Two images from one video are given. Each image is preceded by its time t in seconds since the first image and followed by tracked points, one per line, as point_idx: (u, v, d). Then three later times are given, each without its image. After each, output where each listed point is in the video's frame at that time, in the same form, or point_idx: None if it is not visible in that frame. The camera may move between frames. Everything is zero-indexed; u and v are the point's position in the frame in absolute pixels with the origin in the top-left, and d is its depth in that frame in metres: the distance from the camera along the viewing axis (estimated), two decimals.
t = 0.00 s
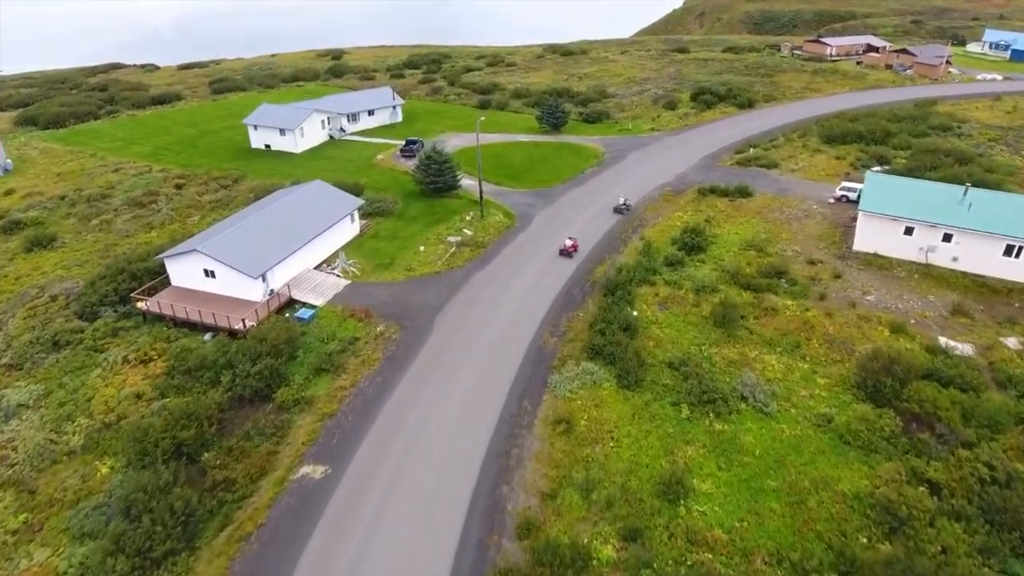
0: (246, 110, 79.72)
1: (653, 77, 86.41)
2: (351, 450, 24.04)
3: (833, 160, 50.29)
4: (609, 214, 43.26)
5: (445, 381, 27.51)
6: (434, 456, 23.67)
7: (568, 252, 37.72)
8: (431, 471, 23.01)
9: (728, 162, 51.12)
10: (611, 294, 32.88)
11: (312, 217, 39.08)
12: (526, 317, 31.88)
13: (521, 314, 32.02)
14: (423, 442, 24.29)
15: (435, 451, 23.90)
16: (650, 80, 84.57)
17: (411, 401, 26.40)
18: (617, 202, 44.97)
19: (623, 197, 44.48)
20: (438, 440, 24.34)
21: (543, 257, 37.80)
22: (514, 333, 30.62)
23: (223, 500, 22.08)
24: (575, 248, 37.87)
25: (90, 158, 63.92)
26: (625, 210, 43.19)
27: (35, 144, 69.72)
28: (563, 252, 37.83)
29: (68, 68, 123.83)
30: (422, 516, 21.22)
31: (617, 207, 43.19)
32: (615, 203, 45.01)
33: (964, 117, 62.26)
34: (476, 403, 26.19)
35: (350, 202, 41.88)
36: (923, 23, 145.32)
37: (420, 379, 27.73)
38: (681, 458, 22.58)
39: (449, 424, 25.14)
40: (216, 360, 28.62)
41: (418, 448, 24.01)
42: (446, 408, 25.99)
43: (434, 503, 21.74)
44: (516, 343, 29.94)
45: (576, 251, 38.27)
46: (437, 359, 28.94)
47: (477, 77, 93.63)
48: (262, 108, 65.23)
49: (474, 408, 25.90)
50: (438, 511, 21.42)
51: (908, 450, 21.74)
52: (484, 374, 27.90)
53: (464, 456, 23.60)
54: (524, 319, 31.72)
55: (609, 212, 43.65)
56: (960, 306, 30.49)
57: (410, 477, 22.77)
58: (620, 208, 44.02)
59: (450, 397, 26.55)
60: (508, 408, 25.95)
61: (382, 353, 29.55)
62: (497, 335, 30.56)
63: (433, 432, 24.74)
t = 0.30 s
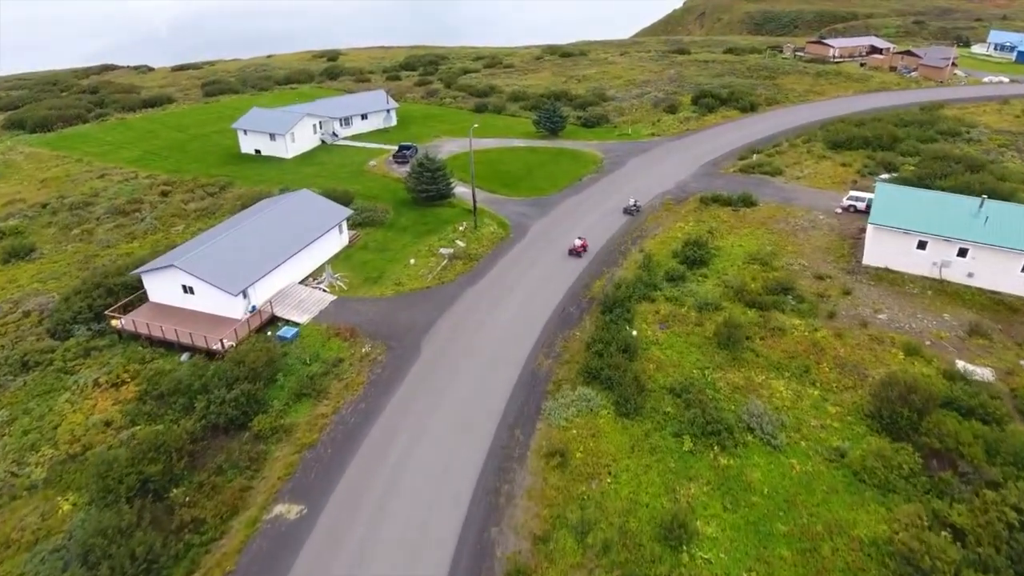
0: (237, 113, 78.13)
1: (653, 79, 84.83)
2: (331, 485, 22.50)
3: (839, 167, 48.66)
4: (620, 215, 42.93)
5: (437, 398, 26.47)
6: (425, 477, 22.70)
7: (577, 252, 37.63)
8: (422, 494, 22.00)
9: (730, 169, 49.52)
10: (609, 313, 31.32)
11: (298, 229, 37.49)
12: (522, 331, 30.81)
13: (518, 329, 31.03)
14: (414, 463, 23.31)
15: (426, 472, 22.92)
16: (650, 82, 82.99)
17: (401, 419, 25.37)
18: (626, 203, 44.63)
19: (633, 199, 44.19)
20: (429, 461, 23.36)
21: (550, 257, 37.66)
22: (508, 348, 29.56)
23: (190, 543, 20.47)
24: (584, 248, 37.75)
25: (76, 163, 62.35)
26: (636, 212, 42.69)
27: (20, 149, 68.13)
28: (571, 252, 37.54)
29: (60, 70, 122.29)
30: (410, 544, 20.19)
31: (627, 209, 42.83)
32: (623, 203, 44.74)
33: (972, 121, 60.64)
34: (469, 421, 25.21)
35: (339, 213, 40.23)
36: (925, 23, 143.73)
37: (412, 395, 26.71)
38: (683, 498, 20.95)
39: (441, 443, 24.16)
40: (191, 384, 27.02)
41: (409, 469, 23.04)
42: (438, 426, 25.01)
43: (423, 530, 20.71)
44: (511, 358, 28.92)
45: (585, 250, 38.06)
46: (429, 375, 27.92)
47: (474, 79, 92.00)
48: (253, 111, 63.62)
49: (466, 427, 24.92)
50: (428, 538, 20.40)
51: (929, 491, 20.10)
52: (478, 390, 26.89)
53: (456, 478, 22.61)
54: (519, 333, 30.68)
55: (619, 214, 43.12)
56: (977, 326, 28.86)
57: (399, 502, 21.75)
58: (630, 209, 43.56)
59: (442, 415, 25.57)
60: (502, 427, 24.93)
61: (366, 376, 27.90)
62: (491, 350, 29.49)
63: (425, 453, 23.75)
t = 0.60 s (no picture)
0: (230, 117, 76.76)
1: (653, 82, 83.43)
2: (312, 520, 21.18)
3: (844, 174, 47.29)
4: (629, 217, 42.28)
5: (434, 410, 25.91)
6: (420, 490, 22.17)
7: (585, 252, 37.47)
8: (416, 509, 21.47)
9: (732, 176, 48.15)
10: (608, 330, 29.94)
11: (284, 242, 36.21)
12: (521, 342, 30.09)
13: (517, 339, 30.34)
14: (409, 476, 22.79)
15: (421, 485, 22.40)
16: (649, 85, 81.65)
17: (397, 431, 24.80)
18: (637, 203, 44.19)
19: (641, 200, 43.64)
20: (425, 475, 22.81)
21: (558, 258, 37.47)
22: (507, 359, 28.92)
23: None
24: (593, 248, 37.65)
25: (63, 168, 60.92)
26: (644, 213, 42.12)
27: (7, 153, 66.69)
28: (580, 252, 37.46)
29: (54, 71, 120.92)
30: (400, 566, 19.42)
31: (636, 210, 42.27)
32: (631, 204, 44.43)
33: (980, 125, 59.27)
34: (466, 433, 24.65)
35: (328, 224, 38.94)
36: (928, 24, 142.37)
37: (409, 406, 26.15)
38: (686, 538, 19.54)
39: (437, 456, 23.62)
40: (166, 407, 25.64)
41: (404, 483, 22.50)
42: (435, 438, 24.49)
43: (417, 546, 20.14)
44: (510, 369, 28.30)
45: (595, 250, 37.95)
46: (427, 385, 27.36)
47: (471, 81, 90.64)
48: (244, 115, 62.22)
49: (463, 439, 24.37)
50: (421, 555, 19.83)
51: (950, 531, 18.67)
52: (476, 401, 26.30)
53: (451, 491, 22.08)
54: (519, 343, 30.01)
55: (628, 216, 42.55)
56: (994, 345, 27.48)
57: (390, 521, 21.02)
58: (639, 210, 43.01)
59: (439, 427, 25.01)
60: (500, 440, 24.32)
61: (351, 400, 26.45)
62: (489, 361, 28.85)
63: (420, 466, 23.19)
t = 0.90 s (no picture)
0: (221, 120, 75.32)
1: (652, 84, 82.01)
2: (290, 556, 19.92)
3: (849, 180, 45.90)
4: (637, 219, 41.82)
5: (433, 416, 25.44)
6: (418, 498, 21.80)
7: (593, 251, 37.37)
8: (409, 527, 20.73)
9: (733, 182, 46.78)
10: (605, 348, 28.56)
11: (268, 254, 34.80)
12: (520, 348, 29.47)
13: (516, 344, 29.75)
14: (406, 483, 22.38)
15: (419, 492, 22.02)
16: (649, 87, 80.30)
17: (394, 437, 24.36)
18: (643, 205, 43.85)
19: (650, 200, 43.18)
20: (422, 483, 22.39)
21: (566, 258, 37.38)
22: (506, 365, 28.35)
23: None
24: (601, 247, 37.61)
25: (48, 174, 59.55)
26: (653, 214, 41.69)
27: None
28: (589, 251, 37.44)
29: (46, 72, 119.60)
30: None
31: (644, 211, 41.87)
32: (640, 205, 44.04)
33: (987, 130, 57.93)
34: (465, 439, 24.21)
35: (315, 234, 37.51)
36: (929, 24, 141.05)
37: (407, 411, 25.69)
38: None
39: (435, 463, 23.20)
40: (137, 434, 24.25)
41: (401, 490, 22.10)
42: (433, 444, 24.07)
43: (413, 556, 19.73)
44: (510, 374, 27.76)
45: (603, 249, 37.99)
46: (425, 390, 26.88)
47: (467, 83, 89.27)
48: (234, 119, 60.82)
49: (462, 446, 23.94)
50: (417, 565, 19.45)
51: None
52: (475, 407, 25.82)
53: (449, 500, 21.69)
54: (518, 349, 29.40)
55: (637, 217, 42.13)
56: (1012, 366, 26.10)
57: (381, 542, 20.24)
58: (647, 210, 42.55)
59: (437, 434, 24.53)
60: (499, 448, 23.86)
61: (334, 426, 25.03)
62: (488, 367, 28.28)
63: (417, 474, 22.76)
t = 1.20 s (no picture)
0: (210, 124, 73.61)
1: (650, 87, 80.43)
2: None
3: (854, 188, 44.30)
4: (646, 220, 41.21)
5: (429, 427, 24.79)
6: (413, 510, 21.31)
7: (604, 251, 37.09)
8: (401, 544, 20.12)
9: (735, 191, 45.16)
10: (601, 372, 26.93)
11: (246, 271, 33.19)
12: (518, 358, 28.67)
13: (514, 354, 28.94)
14: (400, 498, 21.75)
15: (414, 504, 21.51)
16: (647, 90, 78.72)
17: (388, 450, 23.73)
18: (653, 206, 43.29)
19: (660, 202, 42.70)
20: (416, 497, 21.79)
21: (575, 258, 37.09)
22: (503, 376, 27.58)
23: None
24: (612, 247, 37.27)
25: (29, 181, 57.89)
26: (662, 215, 41.17)
27: None
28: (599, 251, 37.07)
29: (36, 75, 117.90)
30: None
31: (654, 213, 41.31)
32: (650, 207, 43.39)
33: (993, 134, 56.40)
34: (460, 452, 23.58)
35: (297, 248, 35.88)
36: (929, 25, 139.58)
37: (402, 422, 25.07)
38: None
39: (429, 477, 22.58)
40: (100, 468, 22.62)
41: (395, 503, 21.57)
42: (428, 456, 23.46)
43: (408, 567, 19.38)
44: (507, 385, 27.01)
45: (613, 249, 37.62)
46: (422, 400, 26.24)
47: (462, 86, 87.63)
48: (221, 123, 59.19)
49: (457, 458, 23.32)
50: None
51: None
52: (472, 418, 25.16)
53: (445, 510, 21.28)
54: (515, 360, 28.62)
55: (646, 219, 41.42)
56: None
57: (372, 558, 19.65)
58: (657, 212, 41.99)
59: (432, 446, 23.90)
60: (495, 461, 23.18)
61: (311, 460, 23.41)
62: (485, 377, 27.50)
63: (411, 489, 22.12)
